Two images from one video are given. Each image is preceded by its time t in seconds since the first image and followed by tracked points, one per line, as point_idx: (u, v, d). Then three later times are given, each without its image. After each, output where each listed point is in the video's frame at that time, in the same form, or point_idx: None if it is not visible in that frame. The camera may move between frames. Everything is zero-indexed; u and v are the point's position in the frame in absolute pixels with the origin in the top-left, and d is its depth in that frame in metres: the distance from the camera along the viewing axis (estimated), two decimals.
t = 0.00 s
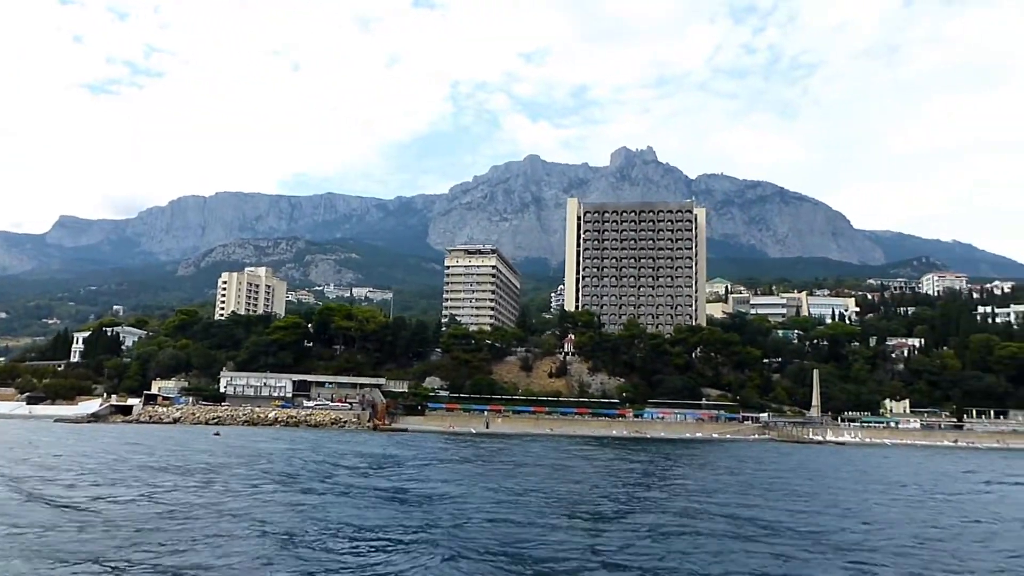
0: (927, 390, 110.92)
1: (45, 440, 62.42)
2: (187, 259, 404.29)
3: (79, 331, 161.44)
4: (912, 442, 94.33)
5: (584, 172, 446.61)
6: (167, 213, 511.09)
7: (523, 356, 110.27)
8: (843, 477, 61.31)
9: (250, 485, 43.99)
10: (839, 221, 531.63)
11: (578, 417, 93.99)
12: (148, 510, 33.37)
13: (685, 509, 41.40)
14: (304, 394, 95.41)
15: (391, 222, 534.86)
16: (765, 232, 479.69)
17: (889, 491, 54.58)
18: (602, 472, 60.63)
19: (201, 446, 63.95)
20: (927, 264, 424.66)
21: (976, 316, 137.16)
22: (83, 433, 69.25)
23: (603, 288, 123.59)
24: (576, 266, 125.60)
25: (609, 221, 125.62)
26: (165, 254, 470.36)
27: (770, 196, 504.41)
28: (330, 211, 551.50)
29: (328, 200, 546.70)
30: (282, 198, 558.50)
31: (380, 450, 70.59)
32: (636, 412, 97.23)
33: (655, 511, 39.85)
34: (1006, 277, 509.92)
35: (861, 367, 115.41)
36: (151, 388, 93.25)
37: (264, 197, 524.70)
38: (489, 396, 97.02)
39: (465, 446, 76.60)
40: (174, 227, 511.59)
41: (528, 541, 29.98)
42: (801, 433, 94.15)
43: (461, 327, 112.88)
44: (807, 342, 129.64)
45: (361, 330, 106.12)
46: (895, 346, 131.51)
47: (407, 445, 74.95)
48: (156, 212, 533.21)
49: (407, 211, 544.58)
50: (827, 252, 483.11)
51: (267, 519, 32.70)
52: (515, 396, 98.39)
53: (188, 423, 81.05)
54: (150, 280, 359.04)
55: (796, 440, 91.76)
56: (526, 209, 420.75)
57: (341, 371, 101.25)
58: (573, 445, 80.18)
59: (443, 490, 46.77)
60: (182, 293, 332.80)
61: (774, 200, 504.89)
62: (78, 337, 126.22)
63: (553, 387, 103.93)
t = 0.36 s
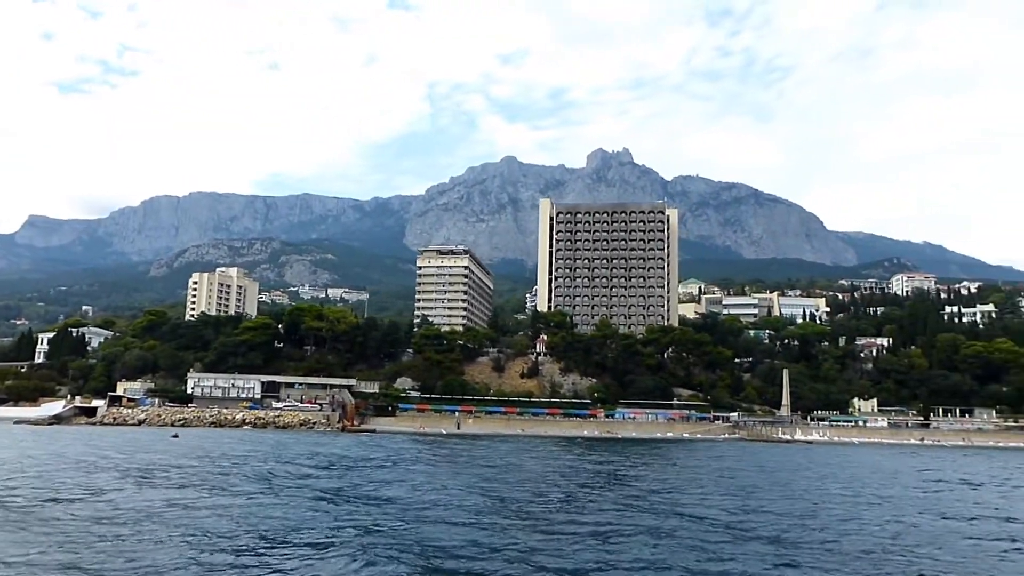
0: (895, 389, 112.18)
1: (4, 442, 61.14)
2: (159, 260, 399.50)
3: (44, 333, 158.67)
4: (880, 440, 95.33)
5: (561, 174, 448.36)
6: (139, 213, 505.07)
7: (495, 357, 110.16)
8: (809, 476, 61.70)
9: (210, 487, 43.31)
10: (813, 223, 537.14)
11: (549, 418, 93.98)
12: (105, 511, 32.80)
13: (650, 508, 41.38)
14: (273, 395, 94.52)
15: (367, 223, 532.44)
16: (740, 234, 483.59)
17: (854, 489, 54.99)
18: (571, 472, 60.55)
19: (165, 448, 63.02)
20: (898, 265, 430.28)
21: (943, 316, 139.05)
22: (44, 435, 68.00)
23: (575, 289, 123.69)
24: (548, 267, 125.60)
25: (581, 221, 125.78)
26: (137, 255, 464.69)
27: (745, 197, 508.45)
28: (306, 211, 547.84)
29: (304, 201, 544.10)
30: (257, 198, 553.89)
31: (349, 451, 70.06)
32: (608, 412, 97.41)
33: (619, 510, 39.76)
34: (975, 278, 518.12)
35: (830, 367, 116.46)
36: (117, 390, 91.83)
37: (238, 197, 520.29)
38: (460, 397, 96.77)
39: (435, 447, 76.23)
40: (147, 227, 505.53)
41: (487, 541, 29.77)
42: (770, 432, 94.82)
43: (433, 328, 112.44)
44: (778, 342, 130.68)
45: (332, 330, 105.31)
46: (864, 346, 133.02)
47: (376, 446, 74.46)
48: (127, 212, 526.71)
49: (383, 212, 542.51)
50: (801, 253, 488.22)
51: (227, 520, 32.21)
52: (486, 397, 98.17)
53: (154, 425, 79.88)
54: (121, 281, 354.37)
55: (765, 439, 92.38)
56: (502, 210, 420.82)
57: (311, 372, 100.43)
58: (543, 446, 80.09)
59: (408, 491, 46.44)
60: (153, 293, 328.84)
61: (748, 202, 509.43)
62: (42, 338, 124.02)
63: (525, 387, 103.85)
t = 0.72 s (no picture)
0: (877, 391, 112.70)
1: None
2: (145, 261, 397.15)
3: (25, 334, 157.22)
4: (861, 442, 95.60)
5: (549, 177, 449.55)
6: (125, 214, 502.18)
7: (478, 358, 110.03)
8: (789, 477, 61.79)
9: (182, 489, 42.87)
10: (800, 226, 539.83)
11: (531, 420, 93.81)
12: (69, 514, 32.37)
13: (627, 510, 41.30)
14: (253, 397, 93.91)
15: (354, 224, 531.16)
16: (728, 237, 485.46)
17: (832, 490, 55.00)
18: (551, 473, 60.39)
19: (141, 450, 62.45)
20: (884, 268, 433.03)
21: (926, 319, 139.84)
22: (19, 438, 67.28)
23: (559, 290, 123.63)
24: (532, 269, 125.49)
25: (565, 223, 125.74)
26: (123, 256, 461.86)
27: (733, 201, 510.59)
28: (293, 212, 545.89)
29: (292, 203, 542.69)
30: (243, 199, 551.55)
31: (328, 453, 69.64)
32: (590, 414, 97.30)
33: (595, 512, 39.61)
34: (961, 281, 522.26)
35: (813, 369, 116.83)
36: (95, 392, 91.02)
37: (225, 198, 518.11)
38: (442, 399, 96.48)
39: (416, 449, 75.86)
40: (132, 228, 502.51)
41: (456, 543, 29.51)
42: (752, 434, 94.96)
43: (416, 329, 112.09)
44: (762, 344, 131.00)
45: (314, 332, 104.76)
46: (848, 348, 133.55)
47: (356, 448, 74.01)
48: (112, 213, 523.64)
49: (371, 214, 541.44)
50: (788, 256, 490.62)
51: (194, 523, 31.85)
52: (469, 398, 98.00)
53: (131, 427, 79.19)
54: (106, 282, 351.93)
55: (747, 441, 92.51)
56: (490, 212, 420.74)
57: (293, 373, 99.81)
58: (524, 448, 79.84)
59: (382, 492, 46.12)
60: (139, 295, 326.92)
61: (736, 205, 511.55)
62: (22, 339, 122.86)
63: (507, 389, 103.68)
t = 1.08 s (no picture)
0: (853, 393, 113.41)
1: None
2: (125, 261, 393.44)
3: None
4: (836, 443, 96.06)
5: (532, 179, 449.96)
6: (105, 213, 497.44)
7: (456, 359, 109.84)
8: (761, 478, 61.95)
9: (148, 489, 42.49)
10: (783, 229, 543.22)
11: (508, 421, 93.71)
12: (28, 514, 31.93)
13: (596, 510, 41.23)
14: (228, 398, 93.20)
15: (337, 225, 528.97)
16: (711, 239, 487.69)
17: (803, 490, 55.18)
18: (524, 474, 60.27)
19: (110, 451, 61.78)
20: (865, 271, 436.49)
21: (902, 321, 140.92)
22: None
23: (538, 292, 123.61)
24: (511, 270, 125.37)
25: (545, 224, 125.70)
26: (103, 255, 457.32)
27: (716, 203, 512.82)
28: (276, 212, 542.88)
29: (274, 203, 539.85)
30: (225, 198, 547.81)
31: (301, 454, 69.18)
32: (568, 416, 97.29)
33: (564, 512, 39.49)
34: (940, 284, 527.28)
35: (790, 370, 117.39)
36: (66, 393, 89.94)
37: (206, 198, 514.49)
38: (419, 399, 96.22)
39: (390, 450, 75.50)
40: (113, 227, 497.64)
41: (418, 542, 29.32)
42: (729, 435, 95.21)
43: (394, 330, 111.74)
44: (740, 346, 131.58)
45: (290, 332, 104.06)
46: (825, 350, 134.47)
47: (330, 449, 73.59)
48: (92, 212, 518.50)
49: (354, 214, 539.48)
50: (770, 259, 493.67)
51: (156, 522, 31.56)
52: (446, 399, 97.78)
53: (102, 428, 78.31)
54: (86, 282, 348.18)
55: (723, 442, 92.73)
56: (475, 213, 420.38)
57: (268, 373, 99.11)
58: (501, 449, 79.63)
59: (351, 492, 45.82)
60: (118, 295, 323.87)
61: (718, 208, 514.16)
62: None
63: (484, 390, 103.62)
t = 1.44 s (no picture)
0: (820, 393, 114.46)
1: None
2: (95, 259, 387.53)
3: None
4: (802, 443, 96.87)
5: (507, 179, 449.95)
6: (74, 211, 489.87)
7: (426, 359, 109.41)
8: (726, 477, 62.17)
9: (102, 490, 41.85)
10: (756, 231, 547.63)
11: (476, 421, 93.48)
12: None
13: (557, 510, 41.03)
14: (193, 398, 92.11)
15: (311, 224, 525.26)
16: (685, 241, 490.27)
17: (764, 490, 55.54)
18: (490, 474, 60.03)
19: (68, 451, 60.77)
20: (836, 272, 441.21)
21: (869, 323, 142.61)
22: None
23: (509, 291, 123.51)
24: (482, 270, 125.08)
25: (516, 224, 125.66)
26: (71, 253, 450.13)
27: (690, 205, 516.50)
28: (249, 211, 538.16)
29: (247, 201, 535.03)
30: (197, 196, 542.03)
31: (264, 455, 68.50)
32: (537, 416, 97.26)
33: (524, 512, 39.22)
34: (909, 287, 535.18)
35: (758, 371, 118.29)
36: (26, 393, 88.36)
37: (178, 196, 508.39)
38: (388, 400, 95.71)
39: (356, 451, 75.02)
40: (82, 224, 489.77)
41: (373, 545, 28.92)
42: (697, 435, 95.72)
43: (363, 330, 111.10)
44: (710, 347, 132.40)
45: (258, 331, 103.13)
46: (793, 350, 135.65)
47: (295, 450, 72.97)
48: (61, 209, 510.30)
49: (329, 214, 536.06)
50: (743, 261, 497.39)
51: (104, 522, 31.05)
52: (414, 399, 97.29)
53: (62, 428, 76.98)
54: (53, 280, 342.40)
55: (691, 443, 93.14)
56: (450, 213, 419.40)
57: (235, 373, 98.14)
58: (468, 449, 79.39)
59: (311, 493, 45.44)
60: (87, 294, 318.84)
61: (693, 210, 517.16)
62: None
63: (454, 391, 103.35)
